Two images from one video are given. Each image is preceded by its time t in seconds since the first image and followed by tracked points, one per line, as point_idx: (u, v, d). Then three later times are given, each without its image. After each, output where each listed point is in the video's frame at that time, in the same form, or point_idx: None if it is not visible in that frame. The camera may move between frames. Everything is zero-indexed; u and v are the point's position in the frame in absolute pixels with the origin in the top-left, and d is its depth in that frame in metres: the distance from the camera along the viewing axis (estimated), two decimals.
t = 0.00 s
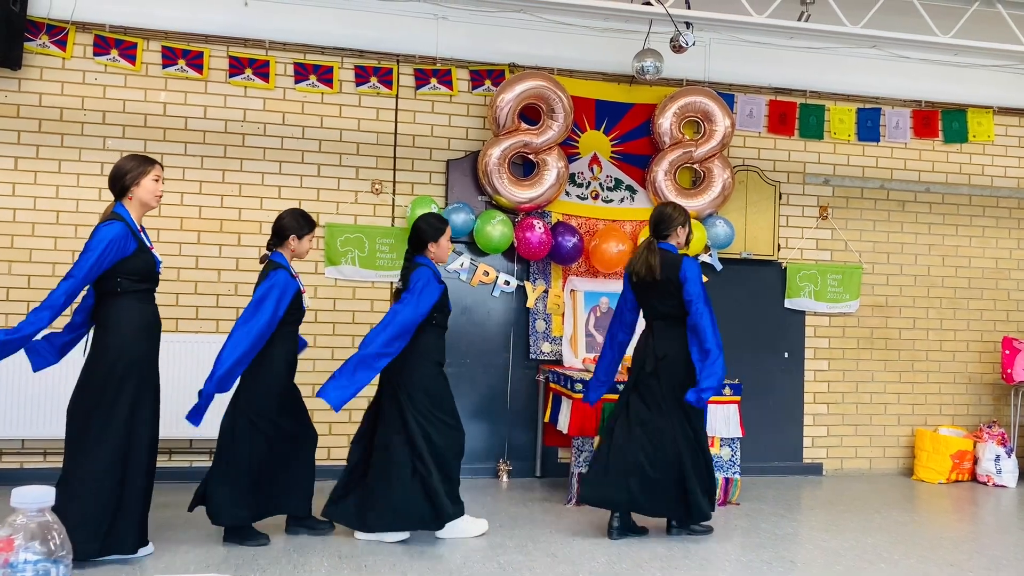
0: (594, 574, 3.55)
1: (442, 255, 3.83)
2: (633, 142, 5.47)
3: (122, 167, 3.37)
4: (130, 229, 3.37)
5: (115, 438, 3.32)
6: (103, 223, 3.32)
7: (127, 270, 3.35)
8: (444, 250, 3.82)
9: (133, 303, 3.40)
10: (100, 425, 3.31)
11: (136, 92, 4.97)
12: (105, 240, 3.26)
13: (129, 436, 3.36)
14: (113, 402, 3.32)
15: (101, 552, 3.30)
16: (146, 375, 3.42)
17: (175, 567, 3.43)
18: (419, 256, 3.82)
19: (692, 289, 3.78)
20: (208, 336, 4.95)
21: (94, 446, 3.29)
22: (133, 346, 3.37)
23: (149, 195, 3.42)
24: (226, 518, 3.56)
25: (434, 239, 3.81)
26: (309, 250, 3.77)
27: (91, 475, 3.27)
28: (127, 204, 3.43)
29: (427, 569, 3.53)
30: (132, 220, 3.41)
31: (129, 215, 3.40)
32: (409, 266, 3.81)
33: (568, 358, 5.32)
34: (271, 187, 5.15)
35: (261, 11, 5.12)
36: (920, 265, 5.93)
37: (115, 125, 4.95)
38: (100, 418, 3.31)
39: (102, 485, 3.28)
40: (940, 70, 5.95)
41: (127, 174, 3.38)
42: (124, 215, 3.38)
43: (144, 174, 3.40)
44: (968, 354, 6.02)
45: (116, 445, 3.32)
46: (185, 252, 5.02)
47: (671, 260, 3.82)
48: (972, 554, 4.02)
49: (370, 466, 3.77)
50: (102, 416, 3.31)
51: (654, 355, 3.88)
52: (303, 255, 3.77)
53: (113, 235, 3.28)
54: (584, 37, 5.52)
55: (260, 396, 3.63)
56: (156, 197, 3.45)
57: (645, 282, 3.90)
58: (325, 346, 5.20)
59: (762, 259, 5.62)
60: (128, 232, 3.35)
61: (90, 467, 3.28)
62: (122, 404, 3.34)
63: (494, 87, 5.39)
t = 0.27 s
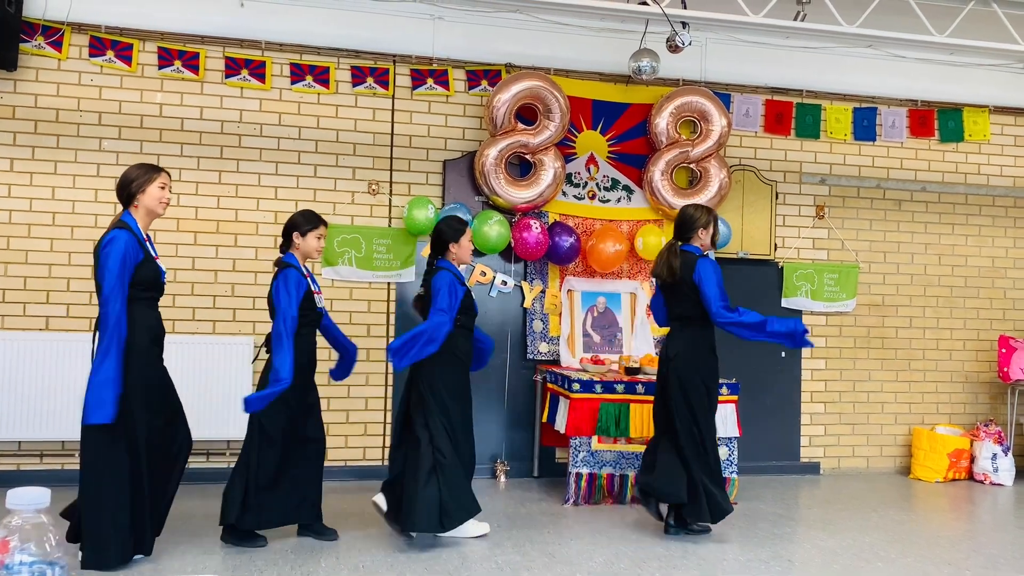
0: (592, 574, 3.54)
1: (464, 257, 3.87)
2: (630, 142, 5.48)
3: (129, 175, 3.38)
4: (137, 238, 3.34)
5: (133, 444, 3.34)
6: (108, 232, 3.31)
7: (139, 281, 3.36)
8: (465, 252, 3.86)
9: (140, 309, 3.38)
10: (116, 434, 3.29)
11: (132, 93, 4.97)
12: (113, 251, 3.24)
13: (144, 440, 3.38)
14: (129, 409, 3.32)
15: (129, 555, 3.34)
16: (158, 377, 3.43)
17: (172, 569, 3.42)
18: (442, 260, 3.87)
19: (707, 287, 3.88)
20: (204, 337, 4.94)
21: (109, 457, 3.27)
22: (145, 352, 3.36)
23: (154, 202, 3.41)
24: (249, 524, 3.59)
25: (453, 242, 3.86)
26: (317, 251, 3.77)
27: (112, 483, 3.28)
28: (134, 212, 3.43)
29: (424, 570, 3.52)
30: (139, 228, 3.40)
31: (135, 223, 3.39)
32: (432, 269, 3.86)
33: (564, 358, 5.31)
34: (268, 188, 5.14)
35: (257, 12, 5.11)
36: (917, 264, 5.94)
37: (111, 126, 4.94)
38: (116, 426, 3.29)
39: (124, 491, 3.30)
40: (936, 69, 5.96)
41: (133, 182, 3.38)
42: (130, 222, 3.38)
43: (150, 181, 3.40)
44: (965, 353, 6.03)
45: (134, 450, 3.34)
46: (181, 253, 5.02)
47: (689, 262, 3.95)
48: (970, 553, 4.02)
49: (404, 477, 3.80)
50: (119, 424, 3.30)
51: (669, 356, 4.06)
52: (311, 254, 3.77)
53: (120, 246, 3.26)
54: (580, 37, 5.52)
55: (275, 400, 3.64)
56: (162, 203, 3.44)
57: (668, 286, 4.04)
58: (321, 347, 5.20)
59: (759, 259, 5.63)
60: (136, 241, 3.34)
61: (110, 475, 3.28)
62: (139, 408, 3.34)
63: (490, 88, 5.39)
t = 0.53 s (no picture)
0: (589, 573, 3.55)
1: (479, 249, 3.99)
2: (626, 141, 5.48)
3: (137, 168, 3.43)
4: (146, 228, 3.39)
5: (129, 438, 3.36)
6: (118, 225, 3.38)
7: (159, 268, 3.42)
8: (478, 244, 3.98)
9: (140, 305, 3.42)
10: (114, 429, 3.32)
11: (127, 93, 4.96)
12: (127, 240, 3.33)
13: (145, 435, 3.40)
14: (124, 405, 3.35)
15: (131, 550, 3.37)
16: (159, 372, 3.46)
17: (169, 569, 3.42)
18: (456, 254, 3.99)
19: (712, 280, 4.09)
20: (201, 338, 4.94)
21: (106, 453, 3.30)
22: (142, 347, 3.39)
23: (163, 194, 3.45)
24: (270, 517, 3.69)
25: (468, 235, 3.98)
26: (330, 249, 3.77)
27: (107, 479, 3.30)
28: (143, 204, 3.47)
29: (422, 570, 3.52)
30: (148, 220, 3.44)
31: (144, 214, 3.44)
32: (448, 263, 3.98)
33: (562, 358, 5.30)
34: (264, 188, 5.14)
35: (253, 11, 5.11)
36: (913, 263, 5.95)
37: (107, 126, 4.93)
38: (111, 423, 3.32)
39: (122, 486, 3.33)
40: (932, 68, 5.97)
41: (142, 174, 3.43)
42: (137, 215, 3.42)
43: (158, 174, 3.45)
44: (961, 352, 6.04)
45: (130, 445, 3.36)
46: (178, 253, 5.01)
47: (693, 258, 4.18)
48: (966, 551, 4.03)
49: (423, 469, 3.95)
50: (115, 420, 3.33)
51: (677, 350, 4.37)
52: (324, 252, 3.78)
53: (132, 234, 3.34)
54: (577, 37, 5.52)
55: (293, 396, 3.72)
56: (171, 196, 3.48)
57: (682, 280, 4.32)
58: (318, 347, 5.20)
59: (755, 258, 5.63)
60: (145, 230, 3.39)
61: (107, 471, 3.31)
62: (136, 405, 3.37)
63: (486, 87, 5.39)
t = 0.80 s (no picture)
0: (585, 573, 3.55)
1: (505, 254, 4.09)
2: (622, 142, 5.48)
3: (152, 170, 3.42)
4: (160, 231, 3.38)
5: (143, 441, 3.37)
6: (132, 227, 3.37)
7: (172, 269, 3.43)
8: (503, 249, 4.08)
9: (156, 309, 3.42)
10: (127, 429, 3.35)
11: (122, 93, 4.95)
12: (141, 243, 3.32)
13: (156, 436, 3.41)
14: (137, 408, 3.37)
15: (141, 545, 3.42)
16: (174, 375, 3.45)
17: (164, 570, 3.42)
18: (483, 261, 4.11)
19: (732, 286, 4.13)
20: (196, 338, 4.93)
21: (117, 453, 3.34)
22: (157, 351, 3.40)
23: (177, 196, 3.45)
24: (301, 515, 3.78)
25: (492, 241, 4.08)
26: (347, 253, 3.76)
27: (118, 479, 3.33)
28: (157, 206, 3.46)
29: (418, 570, 3.52)
30: (161, 222, 3.43)
31: (157, 215, 3.42)
32: (475, 271, 4.08)
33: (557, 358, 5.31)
34: (260, 188, 5.13)
35: (248, 12, 5.10)
36: (909, 262, 5.96)
37: (102, 126, 4.92)
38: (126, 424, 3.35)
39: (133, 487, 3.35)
40: (927, 68, 5.99)
41: (155, 176, 3.42)
42: (152, 216, 3.41)
43: (172, 176, 3.44)
44: (956, 351, 6.05)
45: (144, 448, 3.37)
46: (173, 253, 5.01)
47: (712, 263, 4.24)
48: (961, 550, 4.04)
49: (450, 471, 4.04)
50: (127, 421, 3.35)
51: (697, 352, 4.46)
52: (339, 256, 3.76)
53: (144, 236, 3.33)
54: (572, 37, 5.52)
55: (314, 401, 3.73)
56: (185, 197, 3.47)
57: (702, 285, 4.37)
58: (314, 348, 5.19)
59: (751, 258, 5.64)
60: (157, 231, 3.38)
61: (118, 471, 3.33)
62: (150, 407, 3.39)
63: (482, 88, 5.39)
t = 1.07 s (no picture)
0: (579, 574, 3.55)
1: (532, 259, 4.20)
2: (617, 143, 5.49)
3: (165, 179, 3.41)
4: (176, 240, 3.35)
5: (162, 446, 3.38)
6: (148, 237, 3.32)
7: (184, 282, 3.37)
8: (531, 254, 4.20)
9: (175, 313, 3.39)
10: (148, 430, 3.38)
11: (116, 94, 4.94)
12: (156, 256, 3.27)
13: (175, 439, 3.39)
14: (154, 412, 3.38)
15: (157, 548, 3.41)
16: (189, 380, 3.39)
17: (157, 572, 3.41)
18: (509, 264, 4.21)
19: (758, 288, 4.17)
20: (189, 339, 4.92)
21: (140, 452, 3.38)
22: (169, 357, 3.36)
23: (192, 203, 3.46)
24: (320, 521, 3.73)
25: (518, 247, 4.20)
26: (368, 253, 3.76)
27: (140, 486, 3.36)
28: (172, 215, 3.45)
29: (412, 571, 3.52)
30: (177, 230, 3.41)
31: (174, 223, 3.41)
32: (502, 274, 4.19)
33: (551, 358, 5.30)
34: (254, 189, 5.12)
35: (242, 12, 5.10)
36: (902, 264, 5.98)
37: (96, 127, 4.91)
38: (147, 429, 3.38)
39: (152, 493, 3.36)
40: (920, 70, 6.00)
41: (169, 185, 3.41)
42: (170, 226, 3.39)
43: (187, 184, 3.45)
44: (949, 352, 6.07)
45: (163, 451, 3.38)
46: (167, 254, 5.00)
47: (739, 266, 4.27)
48: (954, 550, 4.05)
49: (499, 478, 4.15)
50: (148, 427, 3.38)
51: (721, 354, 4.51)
52: (361, 256, 3.75)
53: (160, 249, 3.28)
54: (567, 38, 5.53)
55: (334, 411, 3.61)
56: (200, 204, 3.49)
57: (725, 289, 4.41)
58: (308, 349, 5.18)
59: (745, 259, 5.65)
60: (171, 243, 3.33)
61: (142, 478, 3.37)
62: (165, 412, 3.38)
63: (477, 88, 5.39)
